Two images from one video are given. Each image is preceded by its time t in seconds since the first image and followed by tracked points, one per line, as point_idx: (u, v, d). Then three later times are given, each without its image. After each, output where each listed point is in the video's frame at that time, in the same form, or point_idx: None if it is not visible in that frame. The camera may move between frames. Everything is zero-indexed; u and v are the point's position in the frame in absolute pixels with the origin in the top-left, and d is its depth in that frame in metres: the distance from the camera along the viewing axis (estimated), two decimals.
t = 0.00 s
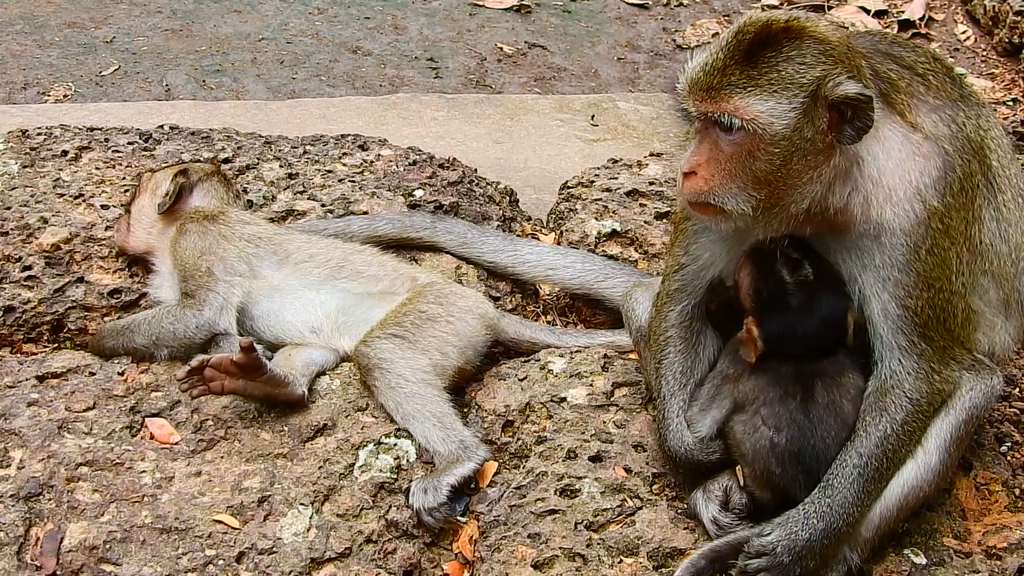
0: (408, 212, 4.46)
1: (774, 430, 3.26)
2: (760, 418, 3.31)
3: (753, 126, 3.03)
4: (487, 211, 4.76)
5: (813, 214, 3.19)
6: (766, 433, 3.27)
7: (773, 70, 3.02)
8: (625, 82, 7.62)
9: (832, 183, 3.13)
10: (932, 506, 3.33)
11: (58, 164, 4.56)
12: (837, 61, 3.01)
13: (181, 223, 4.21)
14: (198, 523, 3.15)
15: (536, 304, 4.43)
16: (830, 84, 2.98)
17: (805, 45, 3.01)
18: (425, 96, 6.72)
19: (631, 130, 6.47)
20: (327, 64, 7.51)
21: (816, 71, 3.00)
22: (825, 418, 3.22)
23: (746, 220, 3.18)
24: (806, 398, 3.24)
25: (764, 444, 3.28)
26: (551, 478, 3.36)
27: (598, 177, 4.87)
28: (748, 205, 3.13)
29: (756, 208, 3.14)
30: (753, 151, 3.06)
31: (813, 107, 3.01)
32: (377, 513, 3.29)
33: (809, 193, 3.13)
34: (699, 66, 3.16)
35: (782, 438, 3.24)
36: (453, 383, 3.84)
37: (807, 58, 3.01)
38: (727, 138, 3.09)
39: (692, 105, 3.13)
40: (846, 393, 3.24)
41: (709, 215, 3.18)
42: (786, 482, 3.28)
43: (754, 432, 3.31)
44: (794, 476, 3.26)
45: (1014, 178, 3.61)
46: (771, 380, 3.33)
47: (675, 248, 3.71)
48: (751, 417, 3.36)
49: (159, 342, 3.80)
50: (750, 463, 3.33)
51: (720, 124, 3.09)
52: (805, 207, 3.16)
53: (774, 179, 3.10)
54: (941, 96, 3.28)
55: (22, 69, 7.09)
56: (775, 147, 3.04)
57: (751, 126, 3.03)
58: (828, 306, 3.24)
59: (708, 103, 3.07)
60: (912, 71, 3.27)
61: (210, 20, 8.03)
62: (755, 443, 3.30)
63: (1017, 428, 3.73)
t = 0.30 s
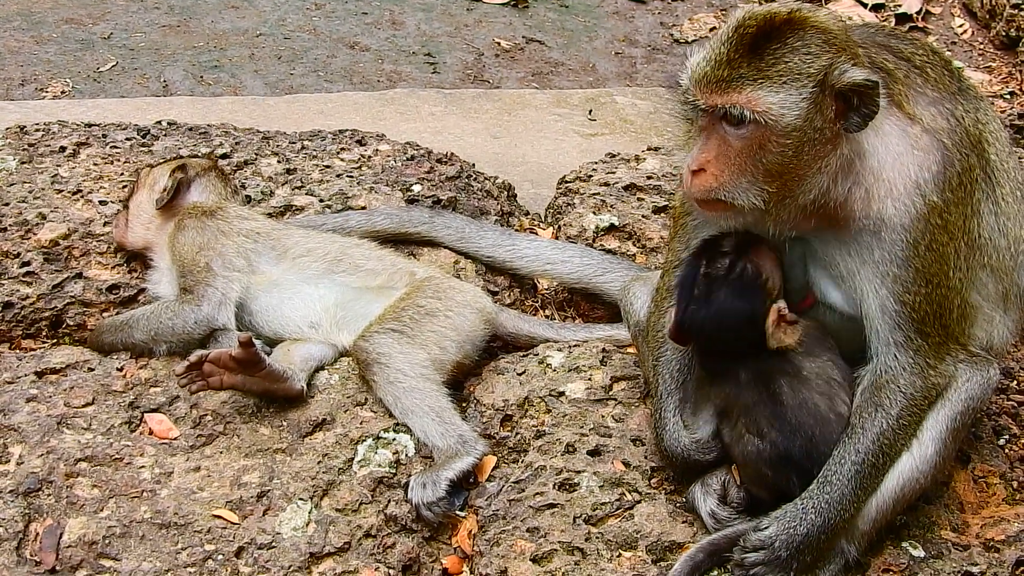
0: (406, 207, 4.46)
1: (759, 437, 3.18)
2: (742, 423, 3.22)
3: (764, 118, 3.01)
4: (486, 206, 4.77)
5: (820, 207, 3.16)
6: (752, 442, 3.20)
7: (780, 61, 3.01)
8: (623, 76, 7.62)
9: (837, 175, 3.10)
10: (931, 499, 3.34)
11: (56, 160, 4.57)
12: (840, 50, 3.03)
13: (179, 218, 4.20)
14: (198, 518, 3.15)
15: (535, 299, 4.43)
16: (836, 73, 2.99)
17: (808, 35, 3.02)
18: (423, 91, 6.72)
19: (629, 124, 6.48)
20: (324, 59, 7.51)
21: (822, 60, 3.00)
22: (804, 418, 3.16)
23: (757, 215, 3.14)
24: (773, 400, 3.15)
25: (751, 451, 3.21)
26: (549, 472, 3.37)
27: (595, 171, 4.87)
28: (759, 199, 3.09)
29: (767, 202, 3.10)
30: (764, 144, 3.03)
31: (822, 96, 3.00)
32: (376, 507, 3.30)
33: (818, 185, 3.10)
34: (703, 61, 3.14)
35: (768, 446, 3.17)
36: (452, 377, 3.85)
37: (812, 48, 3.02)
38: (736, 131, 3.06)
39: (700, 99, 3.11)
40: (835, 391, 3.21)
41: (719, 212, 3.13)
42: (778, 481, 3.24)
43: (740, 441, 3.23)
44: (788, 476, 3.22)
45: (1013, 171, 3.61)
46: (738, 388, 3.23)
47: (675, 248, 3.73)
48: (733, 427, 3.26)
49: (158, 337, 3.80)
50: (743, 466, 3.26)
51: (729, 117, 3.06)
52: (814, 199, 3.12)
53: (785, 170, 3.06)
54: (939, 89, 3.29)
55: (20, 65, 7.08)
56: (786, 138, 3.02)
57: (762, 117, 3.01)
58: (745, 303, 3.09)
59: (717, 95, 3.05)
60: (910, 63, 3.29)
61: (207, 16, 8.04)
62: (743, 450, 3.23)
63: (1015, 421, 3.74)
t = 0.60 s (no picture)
0: (405, 203, 4.48)
1: (749, 427, 3.28)
2: (734, 417, 3.33)
3: (747, 101, 3.04)
4: (484, 201, 4.78)
5: (806, 194, 3.17)
6: (743, 432, 3.30)
7: (769, 46, 3.04)
8: (621, 73, 7.63)
9: (824, 164, 3.12)
10: (927, 494, 3.35)
11: (54, 155, 4.58)
12: (835, 41, 3.03)
13: (178, 213, 4.19)
14: (195, 512, 3.16)
15: (533, 295, 4.44)
16: (825, 63, 2.99)
17: (801, 24, 3.03)
18: (421, 88, 6.73)
19: (627, 121, 6.49)
20: (322, 56, 7.51)
21: (811, 49, 3.01)
22: (792, 408, 3.24)
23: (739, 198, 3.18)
24: (756, 391, 3.28)
25: (742, 443, 3.30)
26: (547, 467, 3.38)
27: (594, 168, 4.89)
28: (741, 182, 3.14)
29: (749, 184, 3.14)
30: (747, 127, 3.07)
31: (808, 84, 3.01)
32: (374, 502, 3.31)
33: (803, 172, 3.12)
34: (698, 42, 3.19)
35: (758, 435, 3.26)
36: (450, 372, 3.86)
37: (803, 37, 3.03)
38: (721, 112, 3.11)
39: (689, 80, 3.16)
40: (826, 381, 3.29)
41: (702, 192, 3.20)
42: (773, 472, 3.28)
43: (733, 433, 3.34)
44: (781, 466, 3.27)
45: (1012, 169, 3.63)
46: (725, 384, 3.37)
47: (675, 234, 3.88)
48: (727, 419, 3.37)
49: (156, 332, 3.81)
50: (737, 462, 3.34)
51: (714, 99, 3.11)
52: (798, 187, 3.14)
53: (767, 155, 3.10)
54: (939, 85, 3.30)
55: (17, 61, 7.08)
56: (769, 123, 3.05)
57: (745, 100, 3.04)
58: (683, 295, 3.36)
59: (703, 77, 3.10)
60: (911, 59, 3.30)
61: (205, 13, 8.05)
62: (736, 442, 3.33)
63: (1012, 418, 3.76)
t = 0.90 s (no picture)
0: (402, 197, 4.48)
1: (742, 421, 3.31)
2: (729, 412, 3.36)
3: (740, 90, 3.05)
4: (480, 196, 4.78)
5: (800, 185, 3.18)
6: (737, 426, 3.33)
7: (763, 36, 3.03)
8: (618, 68, 7.64)
9: (818, 156, 3.13)
10: (922, 489, 3.36)
11: (51, 149, 4.57)
12: (829, 32, 3.03)
13: (175, 207, 4.20)
14: (192, 505, 3.16)
15: (529, 289, 4.45)
16: (818, 53, 2.99)
17: (795, 14, 3.03)
18: (418, 83, 6.73)
19: (623, 116, 6.50)
20: (319, 50, 7.51)
21: (805, 40, 3.01)
22: (785, 401, 3.26)
23: (731, 188, 3.19)
24: (749, 384, 3.31)
25: (737, 436, 3.33)
26: (543, 461, 3.38)
27: (590, 162, 4.90)
28: (734, 172, 3.15)
29: (742, 175, 3.16)
30: (740, 116, 3.08)
31: (802, 74, 3.02)
32: (371, 496, 3.31)
33: (796, 163, 3.13)
34: (693, 31, 3.18)
35: (752, 429, 3.29)
36: (447, 366, 3.87)
37: (797, 27, 3.02)
38: (715, 102, 3.11)
39: (683, 69, 3.15)
40: (821, 373, 3.30)
41: (695, 181, 3.21)
42: (769, 465, 3.30)
43: (728, 427, 3.37)
44: (776, 459, 3.29)
45: (1008, 164, 3.64)
46: (718, 378, 3.41)
47: (671, 227, 3.91)
48: (722, 414, 3.40)
49: (153, 326, 3.80)
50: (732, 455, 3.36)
51: (708, 88, 3.10)
52: (792, 177, 3.16)
53: (760, 145, 3.11)
54: (936, 79, 3.32)
55: (13, 55, 7.07)
56: (762, 113, 3.06)
57: (738, 90, 3.05)
58: (662, 290, 3.45)
59: (697, 66, 3.09)
60: (908, 53, 3.31)
61: (201, 9, 8.04)
62: (731, 436, 3.36)
63: (1008, 412, 3.76)
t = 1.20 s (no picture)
0: (398, 191, 4.48)
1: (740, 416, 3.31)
2: (726, 407, 3.37)
3: (739, 81, 3.03)
4: (476, 190, 4.79)
5: (795, 176, 3.19)
6: (735, 421, 3.33)
7: (760, 26, 3.02)
8: (614, 63, 7.63)
9: (814, 147, 3.13)
10: (918, 482, 3.37)
11: (46, 144, 4.57)
12: (824, 22, 3.03)
13: (171, 202, 4.19)
14: (188, 500, 3.16)
15: (525, 283, 4.46)
16: (815, 43, 2.99)
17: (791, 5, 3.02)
18: (413, 78, 6.73)
19: (618, 111, 6.50)
20: (314, 45, 7.50)
21: (802, 30, 3.01)
22: (781, 395, 3.27)
23: (729, 180, 3.19)
24: (746, 378, 3.32)
25: (734, 430, 3.33)
26: (540, 456, 3.39)
27: (586, 157, 4.91)
28: (731, 164, 3.14)
29: (739, 166, 3.15)
30: (737, 107, 3.07)
31: (798, 64, 3.01)
32: (367, 491, 3.31)
33: (793, 154, 3.14)
34: (689, 23, 3.17)
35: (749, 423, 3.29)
36: (443, 361, 3.88)
37: (794, 17, 3.02)
38: (713, 93, 3.09)
39: (680, 61, 3.14)
40: (817, 366, 3.30)
41: (692, 174, 3.20)
42: (766, 459, 3.31)
43: (725, 422, 3.37)
44: (773, 453, 3.29)
45: (1003, 157, 3.64)
46: (715, 372, 3.41)
47: (666, 221, 3.91)
48: (719, 409, 3.40)
49: (149, 321, 3.81)
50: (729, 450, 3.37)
51: (706, 80, 3.09)
52: (788, 168, 3.16)
53: (757, 136, 3.10)
54: (931, 71, 3.32)
55: (8, 50, 7.06)
56: (759, 104, 3.05)
57: (736, 81, 3.03)
58: (656, 286, 3.46)
59: (694, 57, 3.08)
60: (902, 45, 3.32)
61: (196, 4, 8.04)
62: (728, 431, 3.36)
63: (1004, 406, 3.77)
